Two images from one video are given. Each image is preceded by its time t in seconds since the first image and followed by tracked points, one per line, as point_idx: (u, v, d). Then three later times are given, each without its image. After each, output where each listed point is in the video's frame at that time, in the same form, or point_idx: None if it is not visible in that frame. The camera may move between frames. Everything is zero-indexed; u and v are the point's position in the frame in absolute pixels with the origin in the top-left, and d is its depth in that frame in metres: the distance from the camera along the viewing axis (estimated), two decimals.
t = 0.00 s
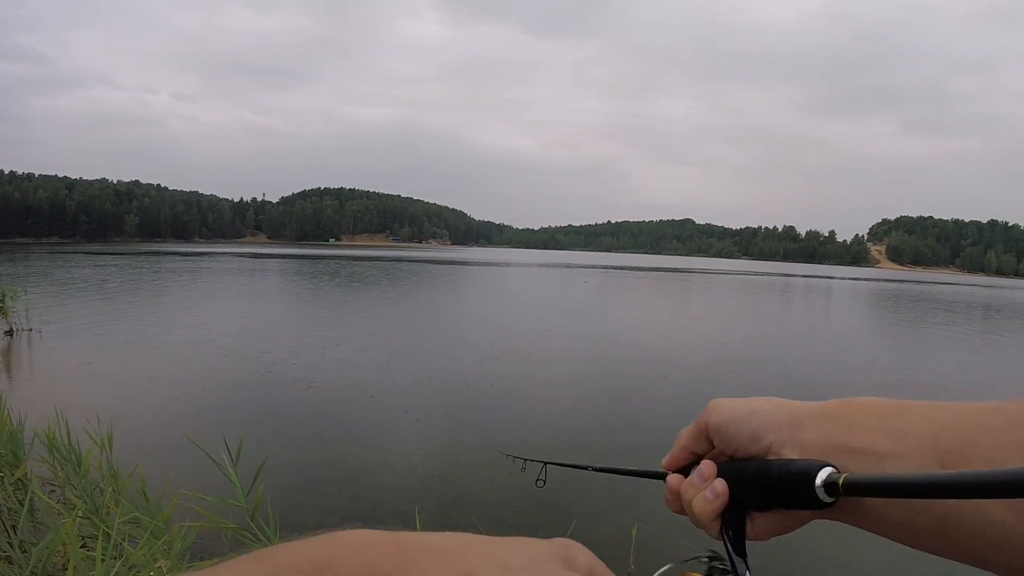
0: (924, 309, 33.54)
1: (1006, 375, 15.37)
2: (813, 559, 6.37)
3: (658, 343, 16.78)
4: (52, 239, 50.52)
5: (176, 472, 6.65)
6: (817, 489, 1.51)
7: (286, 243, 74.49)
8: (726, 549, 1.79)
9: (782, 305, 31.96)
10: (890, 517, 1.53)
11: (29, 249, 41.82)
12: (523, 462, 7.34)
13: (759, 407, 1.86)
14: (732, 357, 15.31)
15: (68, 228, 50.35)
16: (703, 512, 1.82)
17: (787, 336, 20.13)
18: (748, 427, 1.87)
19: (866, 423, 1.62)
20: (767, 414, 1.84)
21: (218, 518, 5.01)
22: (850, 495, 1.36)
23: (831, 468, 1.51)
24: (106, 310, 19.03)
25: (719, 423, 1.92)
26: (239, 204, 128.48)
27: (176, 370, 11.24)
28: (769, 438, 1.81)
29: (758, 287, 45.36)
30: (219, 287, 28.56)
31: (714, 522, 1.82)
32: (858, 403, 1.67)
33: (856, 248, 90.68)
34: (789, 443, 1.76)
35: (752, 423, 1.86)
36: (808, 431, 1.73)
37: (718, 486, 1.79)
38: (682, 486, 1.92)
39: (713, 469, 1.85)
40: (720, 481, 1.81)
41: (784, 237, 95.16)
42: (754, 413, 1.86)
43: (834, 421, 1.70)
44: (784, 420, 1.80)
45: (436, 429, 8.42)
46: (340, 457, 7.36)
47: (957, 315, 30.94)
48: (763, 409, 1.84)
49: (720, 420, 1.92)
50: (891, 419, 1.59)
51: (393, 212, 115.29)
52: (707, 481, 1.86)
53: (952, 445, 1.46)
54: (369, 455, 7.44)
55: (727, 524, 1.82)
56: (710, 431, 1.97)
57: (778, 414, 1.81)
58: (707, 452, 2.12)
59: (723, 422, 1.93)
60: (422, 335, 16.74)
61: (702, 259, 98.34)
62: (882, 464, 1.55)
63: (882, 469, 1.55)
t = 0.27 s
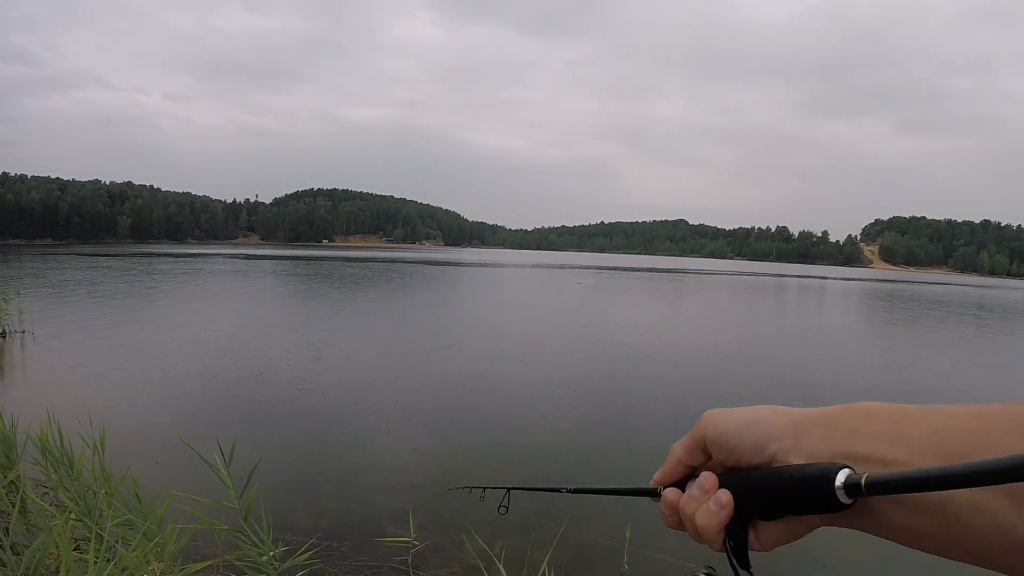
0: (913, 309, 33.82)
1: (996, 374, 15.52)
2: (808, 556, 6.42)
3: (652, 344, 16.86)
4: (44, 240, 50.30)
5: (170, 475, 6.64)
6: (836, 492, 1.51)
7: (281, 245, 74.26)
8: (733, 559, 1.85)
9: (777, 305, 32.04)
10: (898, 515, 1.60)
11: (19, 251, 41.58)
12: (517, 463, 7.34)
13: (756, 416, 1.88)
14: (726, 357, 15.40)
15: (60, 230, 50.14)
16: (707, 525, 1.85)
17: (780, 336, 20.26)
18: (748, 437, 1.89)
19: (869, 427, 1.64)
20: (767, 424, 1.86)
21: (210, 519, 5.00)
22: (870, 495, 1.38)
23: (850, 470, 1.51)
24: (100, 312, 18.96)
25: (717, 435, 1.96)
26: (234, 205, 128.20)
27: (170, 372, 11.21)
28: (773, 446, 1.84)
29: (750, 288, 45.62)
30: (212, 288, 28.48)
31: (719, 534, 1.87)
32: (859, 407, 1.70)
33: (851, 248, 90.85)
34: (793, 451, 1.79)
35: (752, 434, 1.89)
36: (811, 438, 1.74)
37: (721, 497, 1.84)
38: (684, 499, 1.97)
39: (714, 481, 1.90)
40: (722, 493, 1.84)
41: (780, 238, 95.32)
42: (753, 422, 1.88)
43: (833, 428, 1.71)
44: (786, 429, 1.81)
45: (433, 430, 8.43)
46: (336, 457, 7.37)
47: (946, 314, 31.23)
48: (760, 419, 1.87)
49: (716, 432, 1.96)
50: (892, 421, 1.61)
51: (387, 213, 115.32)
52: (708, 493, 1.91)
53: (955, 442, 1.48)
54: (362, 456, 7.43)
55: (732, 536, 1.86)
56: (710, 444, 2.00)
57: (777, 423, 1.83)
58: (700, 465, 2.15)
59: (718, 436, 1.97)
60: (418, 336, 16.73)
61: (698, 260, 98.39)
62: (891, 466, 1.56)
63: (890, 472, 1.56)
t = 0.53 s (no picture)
0: (908, 309, 33.92)
1: (989, 374, 15.58)
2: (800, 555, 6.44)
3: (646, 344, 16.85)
4: (39, 240, 50.14)
5: (164, 475, 6.65)
6: (802, 513, 1.50)
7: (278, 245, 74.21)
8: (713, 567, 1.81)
9: (771, 305, 32.15)
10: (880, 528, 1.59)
11: (14, 250, 41.43)
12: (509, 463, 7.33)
13: (740, 424, 1.87)
14: (720, 357, 15.41)
15: (55, 230, 49.99)
16: (686, 532, 1.84)
17: (775, 336, 20.29)
18: (730, 444, 1.89)
19: (849, 440, 1.64)
20: (749, 432, 1.85)
21: (202, 519, 5.01)
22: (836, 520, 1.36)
23: (818, 491, 1.49)
24: (95, 312, 18.92)
25: (700, 439, 1.94)
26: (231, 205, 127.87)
27: (165, 372, 11.20)
28: (754, 455, 1.83)
29: (746, 288, 45.72)
30: (207, 288, 28.46)
31: (699, 540, 1.85)
32: (842, 419, 1.69)
33: (846, 248, 91.13)
34: (774, 462, 1.78)
35: (735, 439, 1.88)
36: (794, 449, 1.74)
37: (700, 506, 1.81)
38: (667, 505, 1.94)
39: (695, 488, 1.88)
40: (702, 502, 1.81)
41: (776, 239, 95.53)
42: (735, 430, 1.87)
43: (817, 438, 1.71)
44: (766, 439, 1.80)
45: (426, 430, 8.43)
46: (329, 458, 7.37)
47: (940, 315, 31.33)
48: (744, 428, 1.86)
49: (699, 436, 1.95)
50: (873, 435, 1.61)
51: (385, 213, 115.11)
52: (690, 499, 1.89)
53: (937, 455, 1.49)
54: (353, 457, 7.43)
55: (713, 543, 1.83)
56: (693, 448, 1.99)
57: (759, 431, 1.82)
58: (687, 467, 2.13)
59: (703, 439, 1.95)
60: (413, 336, 16.73)
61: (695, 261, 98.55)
62: (871, 480, 1.58)
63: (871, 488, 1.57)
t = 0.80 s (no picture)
0: (903, 309, 34.04)
1: (984, 374, 15.65)
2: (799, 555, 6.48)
3: (644, 344, 16.89)
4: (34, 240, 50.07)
5: (161, 476, 6.62)
6: (835, 476, 1.48)
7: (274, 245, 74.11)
8: (735, 543, 1.86)
9: (767, 305, 32.23)
10: (900, 507, 1.60)
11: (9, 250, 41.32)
12: (509, 464, 7.34)
13: (767, 405, 1.91)
14: (718, 357, 15.44)
15: (50, 229, 49.86)
16: (712, 507, 1.84)
17: (772, 336, 20.35)
18: (757, 425, 1.92)
19: (869, 417, 1.66)
20: (775, 413, 1.88)
21: (200, 519, 4.99)
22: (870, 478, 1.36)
23: (851, 455, 1.48)
24: (92, 312, 18.86)
25: (727, 421, 1.98)
26: (228, 205, 127.73)
27: (163, 372, 11.19)
28: (780, 435, 1.85)
29: (742, 288, 45.78)
30: (205, 288, 28.44)
31: (724, 518, 1.85)
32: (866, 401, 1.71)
33: (843, 249, 91.28)
34: (801, 440, 1.80)
35: (761, 421, 1.91)
36: (817, 426, 1.77)
37: (728, 481, 1.83)
38: (690, 483, 1.94)
39: (722, 465, 1.89)
40: (730, 478, 1.83)
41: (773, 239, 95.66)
42: (763, 411, 1.90)
43: (840, 418, 1.73)
44: (793, 418, 1.83)
45: (425, 430, 8.43)
46: (327, 458, 7.36)
47: (935, 315, 31.45)
48: (772, 408, 1.89)
49: (728, 418, 1.98)
50: (895, 413, 1.63)
51: (382, 213, 115.06)
52: (716, 477, 1.90)
53: (957, 431, 1.51)
54: (352, 457, 7.42)
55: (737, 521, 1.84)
56: (720, 431, 2.02)
57: (785, 412, 1.85)
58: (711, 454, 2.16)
59: (731, 421, 1.99)
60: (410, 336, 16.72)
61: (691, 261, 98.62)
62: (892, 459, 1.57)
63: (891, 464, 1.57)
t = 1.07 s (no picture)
0: (900, 310, 34.10)
1: (981, 375, 15.68)
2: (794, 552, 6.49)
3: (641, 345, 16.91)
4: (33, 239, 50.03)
5: (157, 475, 6.63)
6: (819, 499, 1.49)
7: (272, 245, 74.07)
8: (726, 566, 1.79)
9: (764, 306, 32.35)
10: (888, 522, 1.62)
11: (6, 250, 41.27)
12: (504, 464, 7.35)
13: (748, 423, 1.91)
14: (715, 358, 15.47)
15: (48, 229, 49.81)
16: (700, 531, 1.83)
17: (769, 337, 20.38)
18: (740, 443, 1.92)
19: (851, 433, 1.68)
20: (756, 430, 1.89)
21: (197, 519, 4.98)
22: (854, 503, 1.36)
23: (834, 477, 1.49)
24: (89, 311, 18.83)
25: (710, 440, 1.97)
26: (227, 205, 127.59)
27: (160, 371, 11.20)
28: (763, 453, 1.86)
29: (739, 288, 45.92)
30: (202, 288, 28.42)
31: (712, 541, 1.84)
32: (849, 412, 1.73)
33: (840, 249, 91.46)
34: (782, 457, 1.81)
35: (744, 438, 1.91)
36: (799, 443, 1.78)
37: (713, 503, 1.81)
38: (679, 506, 1.95)
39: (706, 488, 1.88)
40: (715, 500, 1.82)
41: (770, 240, 95.98)
42: (745, 428, 1.91)
43: (822, 432, 1.75)
44: (773, 435, 1.84)
45: (421, 430, 8.44)
46: (323, 457, 7.38)
47: (933, 316, 31.52)
48: (752, 426, 1.89)
49: (710, 438, 1.98)
50: (876, 429, 1.65)
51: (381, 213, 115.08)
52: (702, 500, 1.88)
53: (939, 447, 1.53)
54: (347, 456, 7.43)
55: (726, 543, 1.83)
56: (703, 450, 2.01)
57: (766, 427, 1.86)
58: (695, 471, 2.15)
59: (712, 440, 1.98)
60: (407, 336, 16.74)
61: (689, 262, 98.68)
62: (877, 471, 1.59)
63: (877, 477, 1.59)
